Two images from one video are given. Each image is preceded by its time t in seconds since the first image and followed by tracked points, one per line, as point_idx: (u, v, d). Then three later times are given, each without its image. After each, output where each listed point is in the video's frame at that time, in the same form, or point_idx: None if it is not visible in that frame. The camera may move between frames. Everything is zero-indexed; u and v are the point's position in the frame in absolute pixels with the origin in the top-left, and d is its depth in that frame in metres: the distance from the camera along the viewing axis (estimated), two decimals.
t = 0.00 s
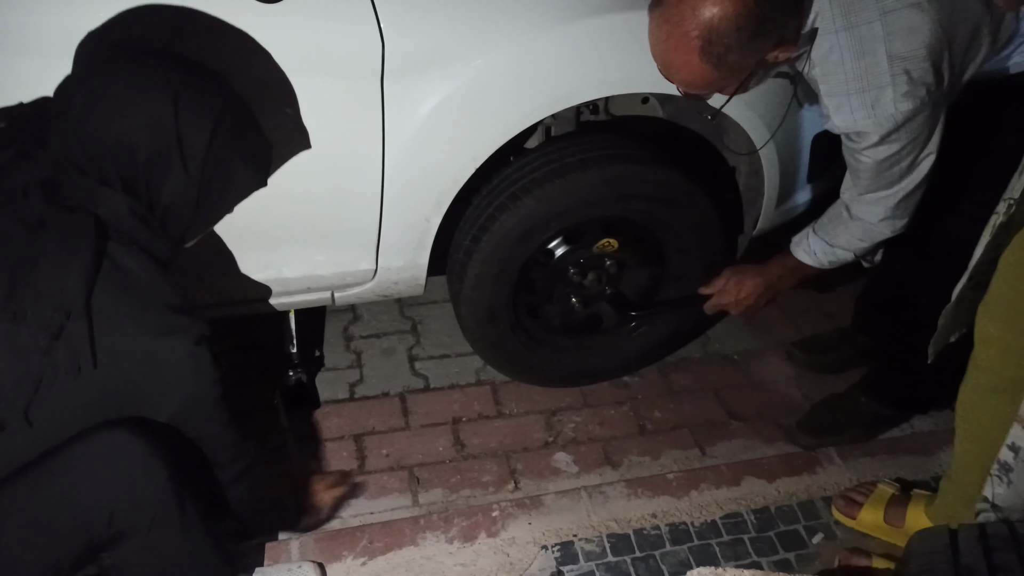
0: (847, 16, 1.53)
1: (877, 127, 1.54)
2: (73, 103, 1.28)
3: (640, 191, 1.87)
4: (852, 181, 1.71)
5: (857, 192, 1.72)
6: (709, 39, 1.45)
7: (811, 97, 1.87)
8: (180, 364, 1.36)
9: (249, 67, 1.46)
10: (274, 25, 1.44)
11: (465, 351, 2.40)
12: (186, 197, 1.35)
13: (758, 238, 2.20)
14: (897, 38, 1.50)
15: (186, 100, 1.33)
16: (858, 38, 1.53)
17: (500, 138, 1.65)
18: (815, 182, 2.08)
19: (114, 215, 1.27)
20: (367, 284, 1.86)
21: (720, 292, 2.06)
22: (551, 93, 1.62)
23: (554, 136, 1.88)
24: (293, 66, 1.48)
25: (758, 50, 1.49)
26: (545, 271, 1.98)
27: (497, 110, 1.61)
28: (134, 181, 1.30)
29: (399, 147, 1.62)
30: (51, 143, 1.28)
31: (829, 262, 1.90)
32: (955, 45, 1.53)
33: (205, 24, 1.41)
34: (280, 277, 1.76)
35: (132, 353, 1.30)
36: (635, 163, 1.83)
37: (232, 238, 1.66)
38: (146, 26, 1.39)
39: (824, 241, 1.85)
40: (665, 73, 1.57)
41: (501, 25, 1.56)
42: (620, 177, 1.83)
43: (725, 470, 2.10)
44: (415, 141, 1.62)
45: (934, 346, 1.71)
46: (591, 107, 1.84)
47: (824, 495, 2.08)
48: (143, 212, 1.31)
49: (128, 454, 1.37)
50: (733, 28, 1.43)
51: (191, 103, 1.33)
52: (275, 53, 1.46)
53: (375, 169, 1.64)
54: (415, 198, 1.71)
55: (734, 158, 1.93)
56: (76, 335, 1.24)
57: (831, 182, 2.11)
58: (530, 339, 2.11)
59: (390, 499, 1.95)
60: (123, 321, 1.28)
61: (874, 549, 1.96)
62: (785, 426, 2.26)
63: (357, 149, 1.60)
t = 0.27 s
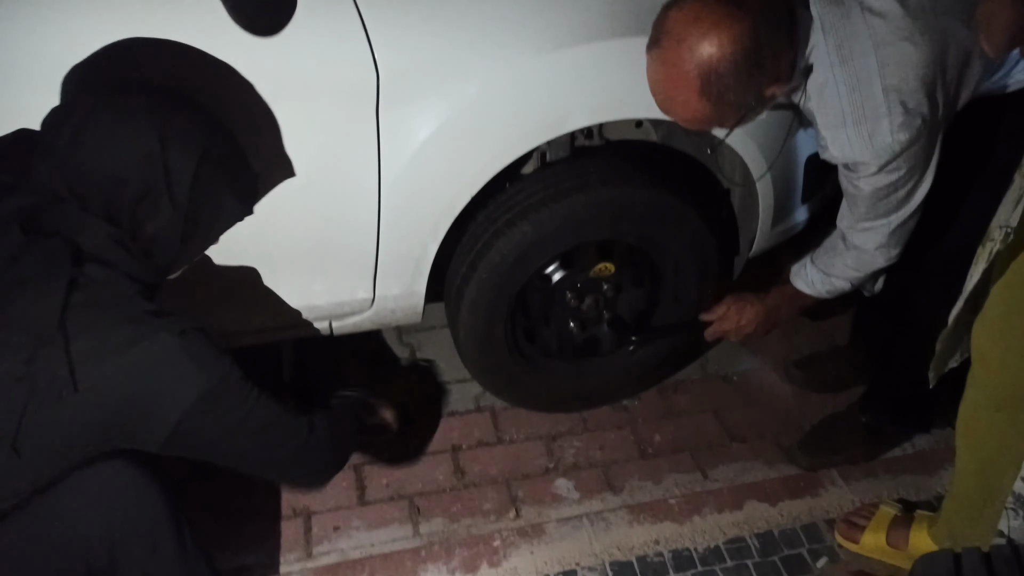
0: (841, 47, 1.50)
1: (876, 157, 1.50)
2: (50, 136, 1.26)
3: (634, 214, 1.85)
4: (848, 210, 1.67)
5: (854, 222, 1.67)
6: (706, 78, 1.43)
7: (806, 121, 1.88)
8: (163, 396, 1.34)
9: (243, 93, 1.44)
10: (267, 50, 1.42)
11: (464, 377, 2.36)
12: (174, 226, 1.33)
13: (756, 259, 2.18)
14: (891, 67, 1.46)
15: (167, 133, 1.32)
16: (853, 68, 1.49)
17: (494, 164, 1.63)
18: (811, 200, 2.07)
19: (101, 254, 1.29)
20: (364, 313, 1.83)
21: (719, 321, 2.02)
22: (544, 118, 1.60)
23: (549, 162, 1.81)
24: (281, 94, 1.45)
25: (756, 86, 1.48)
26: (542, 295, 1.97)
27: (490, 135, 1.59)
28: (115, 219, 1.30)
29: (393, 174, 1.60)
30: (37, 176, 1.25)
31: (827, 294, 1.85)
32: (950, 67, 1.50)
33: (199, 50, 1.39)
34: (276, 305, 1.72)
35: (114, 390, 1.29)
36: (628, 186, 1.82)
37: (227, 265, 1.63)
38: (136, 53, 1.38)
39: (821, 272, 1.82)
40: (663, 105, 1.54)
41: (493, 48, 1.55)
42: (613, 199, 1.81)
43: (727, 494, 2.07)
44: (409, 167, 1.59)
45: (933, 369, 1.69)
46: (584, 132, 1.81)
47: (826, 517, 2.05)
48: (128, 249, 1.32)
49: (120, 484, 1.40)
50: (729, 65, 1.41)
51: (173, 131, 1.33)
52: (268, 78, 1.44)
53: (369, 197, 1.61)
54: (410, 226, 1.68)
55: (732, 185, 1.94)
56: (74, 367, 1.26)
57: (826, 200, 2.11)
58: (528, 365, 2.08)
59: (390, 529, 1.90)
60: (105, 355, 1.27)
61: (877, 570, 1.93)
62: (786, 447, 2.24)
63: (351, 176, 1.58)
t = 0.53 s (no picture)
0: (846, 73, 1.50)
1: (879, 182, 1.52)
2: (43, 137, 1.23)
3: (631, 226, 1.85)
4: (846, 238, 1.66)
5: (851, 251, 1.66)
6: (718, 99, 1.45)
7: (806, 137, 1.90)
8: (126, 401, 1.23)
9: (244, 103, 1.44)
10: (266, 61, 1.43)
11: (461, 387, 2.36)
12: (160, 222, 1.29)
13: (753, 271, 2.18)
14: (896, 94, 1.47)
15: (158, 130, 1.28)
16: (857, 95, 1.50)
17: (491, 176, 1.64)
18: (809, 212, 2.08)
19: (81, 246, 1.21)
20: (361, 323, 1.83)
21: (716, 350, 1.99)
22: (541, 130, 1.60)
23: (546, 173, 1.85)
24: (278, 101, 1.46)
25: (766, 107, 1.49)
26: (539, 305, 1.97)
27: (487, 146, 1.60)
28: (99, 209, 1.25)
29: (390, 184, 1.60)
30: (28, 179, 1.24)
31: (823, 322, 1.84)
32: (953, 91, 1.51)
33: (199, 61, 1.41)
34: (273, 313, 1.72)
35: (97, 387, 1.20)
36: (625, 198, 1.82)
37: (225, 274, 1.63)
38: (134, 61, 1.39)
39: (817, 304, 1.80)
40: (670, 124, 1.56)
41: (491, 59, 1.55)
42: (610, 212, 1.81)
43: (723, 506, 2.07)
44: (407, 178, 1.60)
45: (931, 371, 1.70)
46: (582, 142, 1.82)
47: (823, 530, 2.04)
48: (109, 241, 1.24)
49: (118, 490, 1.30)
50: (742, 85, 1.43)
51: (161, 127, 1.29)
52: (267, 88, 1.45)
53: (366, 206, 1.61)
54: (407, 237, 1.68)
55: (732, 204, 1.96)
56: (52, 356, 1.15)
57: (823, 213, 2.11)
58: (525, 375, 2.08)
59: (384, 540, 1.90)
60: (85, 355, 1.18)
61: None
62: (783, 459, 2.23)
63: (348, 186, 1.58)
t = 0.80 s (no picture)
0: (842, 93, 1.51)
1: (877, 201, 1.54)
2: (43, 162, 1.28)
3: (621, 232, 1.85)
4: (845, 251, 1.68)
5: (850, 264, 1.68)
6: (723, 127, 1.42)
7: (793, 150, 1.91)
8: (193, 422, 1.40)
9: (232, 110, 1.43)
10: (253, 68, 1.43)
11: (452, 393, 2.36)
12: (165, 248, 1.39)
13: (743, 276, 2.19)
14: (894, 115, 1.49)
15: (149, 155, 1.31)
16: (855, 116, 1.50)
17: (480, 184, 1.64)
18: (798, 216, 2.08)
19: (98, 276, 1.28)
20: (350, 331, 1.82)
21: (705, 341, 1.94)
22: (529, 137, 1.60)
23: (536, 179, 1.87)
24: (263, 107, 1.45)
25: (768, 136, 1.48)
26: (530, 312, 1.96)
27: (475, 154, 1.60)
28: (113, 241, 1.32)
29: (379, 192, 1.59)
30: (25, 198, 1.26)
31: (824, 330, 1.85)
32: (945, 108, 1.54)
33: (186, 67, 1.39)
34: (262, 323, 1.72)
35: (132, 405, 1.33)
36: (616, 205, 1.82)
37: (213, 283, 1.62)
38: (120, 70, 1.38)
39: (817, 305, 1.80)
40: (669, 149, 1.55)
41: (478, 66, 1.55)
42: (601, 219, 1.81)
43: (715, 511, 2.07)
44: (395, 186, 1.59)
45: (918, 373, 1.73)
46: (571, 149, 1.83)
47: (815, 533, 2.05)
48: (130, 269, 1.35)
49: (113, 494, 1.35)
50: (747, 119, 1.41)
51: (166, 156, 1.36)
52: (255, 96, 1.44)
53: (354, 213, 1.61)
54: (396, 245, 1.68)
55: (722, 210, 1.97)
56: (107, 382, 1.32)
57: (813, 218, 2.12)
58: (515, 382, 2.07)
59: (375, 548, 1.89)
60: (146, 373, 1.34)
61: None
62: (774, 463, 2.24)
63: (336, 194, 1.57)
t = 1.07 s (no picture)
0: (862, 104, 1.48)
1: (890, 214, 1.55)
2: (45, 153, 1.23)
3: (626, 235, 1.86)
4: (848, 262, 1.68)
5: (854, 275, 1.68)
6: (746, 136, 1.39)
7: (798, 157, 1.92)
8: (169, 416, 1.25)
9: (237, 114, 1.45)
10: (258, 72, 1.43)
11: (458, 397, 2.36)
12: (161, 250, 1.28)
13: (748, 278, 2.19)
14: (912, 129, 1.49)
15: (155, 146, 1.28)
16: (875, 128, 1.49)
17: (484, 187, 1.64)
18: (804, 219, 2.08)
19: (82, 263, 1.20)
20: (355, 335, 1.82)
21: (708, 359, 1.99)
22: (533, 141, 1.61)
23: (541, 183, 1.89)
24: (267, 110, 1.46)
25: (794, 137, 1.44)
26: (535, 315, 1.96)
27: (478, 157, 1.60)
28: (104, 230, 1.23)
29: (383, 196, 1.60)
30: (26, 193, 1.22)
31: (820, 341, 1.86)
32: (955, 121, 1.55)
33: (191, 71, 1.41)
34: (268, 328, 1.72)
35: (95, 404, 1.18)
36: (620, 208, 1.82)
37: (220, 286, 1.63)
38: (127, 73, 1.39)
39: (813, 318, 1.83)
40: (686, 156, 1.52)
41: (480, 70, 1.56)
42: (606, 221, 1.81)
43: (722, 515, 2.06)
44: (399, 190, 1.60)
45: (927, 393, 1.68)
46: (577, 152, 1.84)
47: (823, 537, 2.04)
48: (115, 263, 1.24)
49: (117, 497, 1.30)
50: (768, 123, 1.38)
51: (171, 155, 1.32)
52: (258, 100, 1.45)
53: (358, 217, 1.61)
54: (401, 249, 1.68)
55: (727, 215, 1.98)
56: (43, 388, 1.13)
57: (818, 220, 2.11)
58: (520, 385, 2.07)
59: (382, 552, 1.89)
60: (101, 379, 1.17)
61: None
62: (782, 467, 2.23)
63: (341, 197, 1.58)
